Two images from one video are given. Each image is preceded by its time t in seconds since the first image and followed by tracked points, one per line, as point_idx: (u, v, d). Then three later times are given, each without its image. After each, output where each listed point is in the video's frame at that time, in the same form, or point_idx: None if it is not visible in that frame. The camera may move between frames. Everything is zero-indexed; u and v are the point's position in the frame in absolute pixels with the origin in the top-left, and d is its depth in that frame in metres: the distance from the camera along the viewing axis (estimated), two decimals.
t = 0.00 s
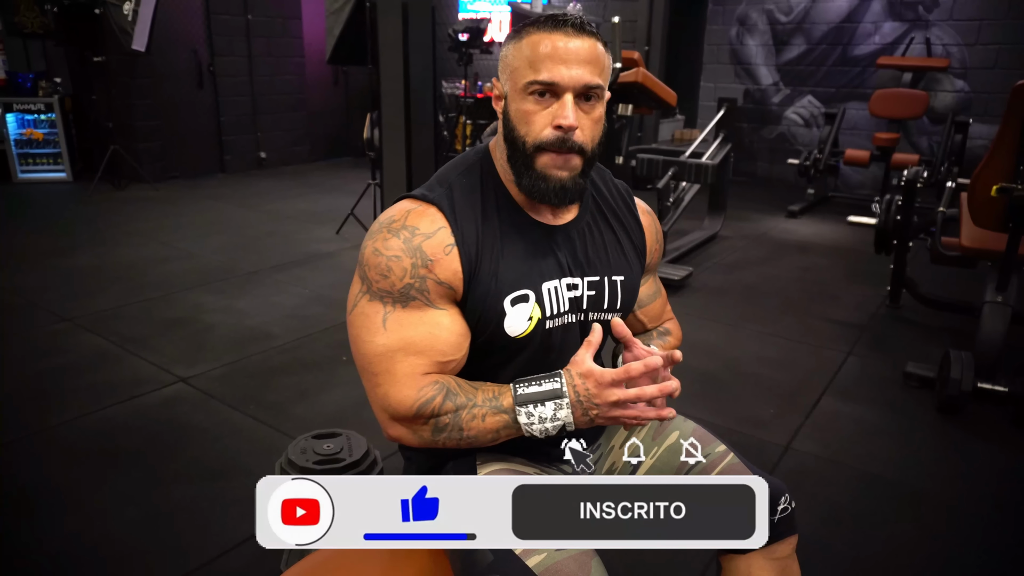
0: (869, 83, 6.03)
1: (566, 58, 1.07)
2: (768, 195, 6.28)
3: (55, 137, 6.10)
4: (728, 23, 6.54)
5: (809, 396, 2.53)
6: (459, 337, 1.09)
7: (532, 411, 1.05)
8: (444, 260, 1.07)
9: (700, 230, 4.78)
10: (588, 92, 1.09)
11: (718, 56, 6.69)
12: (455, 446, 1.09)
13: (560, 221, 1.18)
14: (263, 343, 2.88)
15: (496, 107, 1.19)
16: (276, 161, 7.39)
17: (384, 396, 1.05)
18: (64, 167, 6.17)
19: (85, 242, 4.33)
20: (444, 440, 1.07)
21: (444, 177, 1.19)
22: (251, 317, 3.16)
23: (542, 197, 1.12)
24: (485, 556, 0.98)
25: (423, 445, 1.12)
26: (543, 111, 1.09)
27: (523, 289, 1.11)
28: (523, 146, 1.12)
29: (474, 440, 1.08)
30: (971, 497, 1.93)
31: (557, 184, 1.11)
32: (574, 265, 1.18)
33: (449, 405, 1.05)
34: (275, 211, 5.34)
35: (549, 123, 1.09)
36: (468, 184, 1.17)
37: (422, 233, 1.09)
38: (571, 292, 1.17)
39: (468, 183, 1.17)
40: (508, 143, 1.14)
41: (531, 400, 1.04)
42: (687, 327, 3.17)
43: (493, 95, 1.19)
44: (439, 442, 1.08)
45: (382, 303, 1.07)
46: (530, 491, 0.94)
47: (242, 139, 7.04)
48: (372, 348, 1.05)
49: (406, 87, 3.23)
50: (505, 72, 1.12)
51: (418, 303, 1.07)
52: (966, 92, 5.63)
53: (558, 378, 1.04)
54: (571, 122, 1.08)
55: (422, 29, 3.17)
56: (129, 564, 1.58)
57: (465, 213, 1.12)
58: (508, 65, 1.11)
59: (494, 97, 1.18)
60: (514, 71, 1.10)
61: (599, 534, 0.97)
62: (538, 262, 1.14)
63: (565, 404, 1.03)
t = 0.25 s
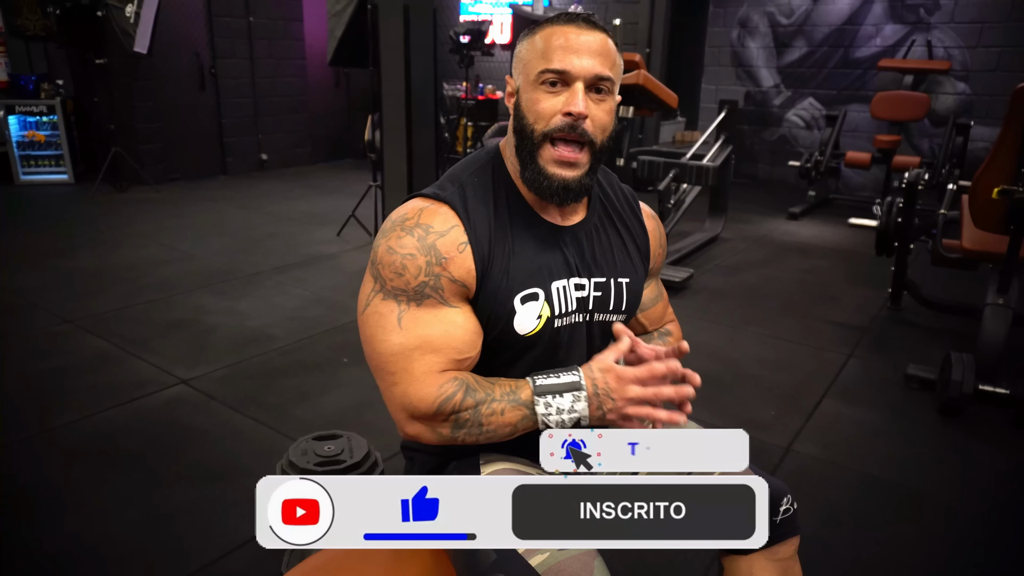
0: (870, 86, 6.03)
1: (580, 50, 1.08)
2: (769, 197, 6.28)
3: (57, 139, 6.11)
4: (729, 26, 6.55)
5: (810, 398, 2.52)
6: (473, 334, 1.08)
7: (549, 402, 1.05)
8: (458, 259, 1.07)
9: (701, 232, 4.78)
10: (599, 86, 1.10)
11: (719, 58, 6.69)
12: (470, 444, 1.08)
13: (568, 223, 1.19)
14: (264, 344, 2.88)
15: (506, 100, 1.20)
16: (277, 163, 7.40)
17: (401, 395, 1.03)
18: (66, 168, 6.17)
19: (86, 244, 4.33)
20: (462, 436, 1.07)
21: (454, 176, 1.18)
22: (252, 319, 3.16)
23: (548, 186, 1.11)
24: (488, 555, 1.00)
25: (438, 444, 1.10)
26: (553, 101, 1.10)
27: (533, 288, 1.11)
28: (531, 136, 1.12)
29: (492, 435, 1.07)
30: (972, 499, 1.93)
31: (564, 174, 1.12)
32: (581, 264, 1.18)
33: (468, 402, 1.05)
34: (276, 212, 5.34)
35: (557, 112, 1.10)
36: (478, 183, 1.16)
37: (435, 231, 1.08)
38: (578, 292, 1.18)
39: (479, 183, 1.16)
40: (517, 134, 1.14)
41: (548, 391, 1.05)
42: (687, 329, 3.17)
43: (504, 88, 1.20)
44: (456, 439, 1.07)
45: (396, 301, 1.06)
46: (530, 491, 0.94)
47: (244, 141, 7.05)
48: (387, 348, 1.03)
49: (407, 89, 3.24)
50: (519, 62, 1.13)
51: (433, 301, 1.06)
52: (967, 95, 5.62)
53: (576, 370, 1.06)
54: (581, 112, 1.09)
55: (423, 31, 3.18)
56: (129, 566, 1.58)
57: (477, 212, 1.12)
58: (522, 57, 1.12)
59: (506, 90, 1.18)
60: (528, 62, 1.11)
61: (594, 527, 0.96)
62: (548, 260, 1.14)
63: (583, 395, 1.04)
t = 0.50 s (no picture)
0: (871, 86, 6.03)
1: (598, 64, 1.08)
2: (770, 198, 6.28)
3: (58, 140, 6.11)
4: (730, 26, 6.55)
5: (811, 399, 2.52)
6: (478, 336, 1.08)
7: (553, 417, 1.05)
8: (467, 259, 1.06)
9: (702, 232, 4.78)
10: (614, 100, 1.11)
11: (719, 58, 6.70)
12: (473, 447, 1.09)
13: (573, 226, 1.17)
14: (265, 345, 2.88)
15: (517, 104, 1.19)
16: (278, 163, 7.40)
17: (407, 394, 1.04)
18: (67, 169, 6.17)
19: (87, 244, 4.33)
20: (465, 440, 1.07)
21: (463, 175, 1.17)
22: (253, 319, 3.16)
23: (555, 199, 1.12)
24: (491, 554, 0.95)
25: (440, 444, 1.11)
26: (567, 113, 1.10)
27: (540, 289, 1.11)
28: (542, 144, 1.12)
29: (494, 441, 1.08)
30: (973, 499, 1.93)
31: (573, 186, 1.12)
32: (587, 266, 1.18)
33: (473, 406, 1.05)
34: (277, 213, 5.35)
35: (571, 125, 1.10)
36: (487, 183, 1.16)
37: (445, 231, 1.08)
38: (584, 293, 1.17)
39: (488, 182, 1.16)
40: (528, 140, 1.14)
41: (554, 406, 1.05)
42: (689, 329, 3.17)
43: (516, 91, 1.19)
44: (458, 442, 1.08)
45: (403, 300, 1.06)
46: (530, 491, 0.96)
47: (245, 141, 7.05)
48: (394, 346, 1.04)
49: (408, 90, 3.24)
50: (535, 70, 1.12)
51: (440, 301, 1.06)
52: (968, 95, 5.62)
53: (583, 389, 1.05)
54: (595, 127, 1.09)
55: (424, 32, 3.18)
56: (130, 566, 1.58)
57: (486, 211, 1.11)
58: (539, 65, 1.12)
59: (518, 95, 1.18)
60: (545, 71, 1.11)
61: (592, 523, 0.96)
62: (554, 261, 1.13)
63: (586, 415, 1.03)
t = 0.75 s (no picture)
0: (872, 87, 6.03)
1: (605, 62, 1.08)
2: (770, 199, 6.28)
3: (60, 141, 6.12)
4: (731, 27, 6.54)
5: (812, 400, 2.52)
6: (475, 338, 1.08)
7: (548, 419, 1.07)
8: (467, 261, 1.07)
9: (703, 233, 4.78)
10: (622, 98, 1.11)
11: (720, 59, 6.70)
12: (467, 448, 1.10)
13: (576, 228, 1.18)
14: (267, 346, 2.89)
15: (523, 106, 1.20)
16: (278, 164, 7.41)
17: (403, 394, 1.05)
18: (69, 170, 6.18)
19: (89, 245, 4.34)
20: (459, 441, 1.09)
21: (465, 176, 1.18)
22: (255, 320, 3.17)
23: (563, 195, 1.11)
24: (493, 555, 0.99)
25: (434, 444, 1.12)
26: (575, 110, 1.10)
27: (540, 292, 1.11)
28: (549, 142, 1.12)
29: (488, 443, 1.09)
30: (973, 500, 1.93)
31: (580, 183, 1.12)
32: (587, 269, 1.18)
33: (468, 408, 1.06)
34: (279, 214, 5.35)
35: (578, 122, 1.10)
36: (489, 185, 1.16)
37: (445, 233, 1.08)
38: (584, 296, 1.17)
39: (489, 184, 1.16)
40: (535, 139, 1.14)
41: (549, 408, 1.07)
42: (690, 331, 3.16)
43: (523, 93, 1.20)
44: (453, 443, 1.09)
45: (401, 300, 1.06)
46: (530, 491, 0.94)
47: (246, 142, 7.06)
48: (391, 347, 1.04)
49: (409, 90, 3.25)
50: (542, 69, 1.13)
51: (438, 303, 1.06)
52: (969, 96, 5.62)
53: (580, 393, 1.07)
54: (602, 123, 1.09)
55: (425, 34, 3.19)
56: (131, 567, 1.59)
57: (487, 214, 1.11)
58: (546, 64, 1.12)
59: (525, 96, 1.18)
60: (552, 69, 1.11)
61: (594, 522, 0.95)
62: (554, 264, 1.14)
63: (581, 417, 1.05)
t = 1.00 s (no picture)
0: (872, 88, 6.02)
1: (609, 66, 1.06)
2: (771, 200, 6.28)
3: (60, 142, 6.13)
4: (731, 28, 6.54)
5: (813, 401, 2.52)
6: (463, 345, 1.09)
7: (531, 418, 1.05)
8: (456, 270, 1.07)
9: (704, 234, 4.78)
10: (626, 100, 1.10)
11: (721, 60, 6.70)
12: (451, 451, 1.10)
13: (572, 232, 1.18)
14: (268, 346, 2.89)
15: (517, 113, 1.16)
16: (279, 164, 7.42)
17: (386, 400, 1.05)
18: (70, 171, 6.19)
19: (89, 246, 4.34)
20: (442, 444, 1.09)
21: (458, 182, 1.18)
22: (255, 321, 3.17)
23: (582, 204, 1.11)
24: (494, 556, 1.01)
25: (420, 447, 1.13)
26: (584, 117, 1.07)
27: (535, 299, 1.11)
28: (562, 153, 1.09)
29: (471, 445, 1.09)
30: (974, 501, 1.92)
31: (596, 191, 1.11)
32: (583, 274, 1.18)
33: (449, 412, 1.06)
34: (279, 215, 5.35)
35: (590, 130, 1.07)
36: (482, 192, 1.16)
37: (435, 241, 1.09)
38: (580, 301, 1.18)
39: (482, 191, 1.16)
40: (543, 151, 1.10)
41: (530, 407, 1.05)
42: (691, 331, 3.16)
43: (514, 99, 1.15)
44: (436, 446, 1.10)
45: (390, 307, 1.08)
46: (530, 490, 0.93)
47: (247, 143, 7.06)
48: (377, 353, 1.05)
49: (409, 91, 3.25)
50: (541, 77, 1.09)
51: (426, 311, 1.07)
52: (969, 97, 5.62)
53: (561, 388, 1.04)
54: (616, 130, 1.07)
55: (426, 34, 3.19)
56: (131, 568, 1.58)
57: (479, 222, 1.12)
58: (545, 71, 1.09)
59: (519, 103, 1.14)
60: (553, 77, 1.07)
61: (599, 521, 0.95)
62: (549, 271, 1.14)
63: (565, 414, 1.03)
